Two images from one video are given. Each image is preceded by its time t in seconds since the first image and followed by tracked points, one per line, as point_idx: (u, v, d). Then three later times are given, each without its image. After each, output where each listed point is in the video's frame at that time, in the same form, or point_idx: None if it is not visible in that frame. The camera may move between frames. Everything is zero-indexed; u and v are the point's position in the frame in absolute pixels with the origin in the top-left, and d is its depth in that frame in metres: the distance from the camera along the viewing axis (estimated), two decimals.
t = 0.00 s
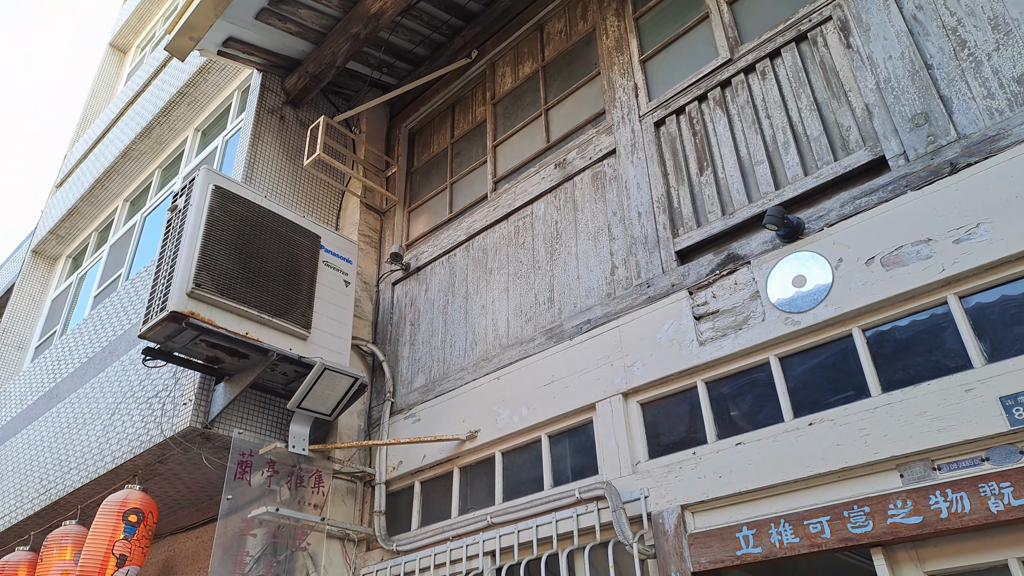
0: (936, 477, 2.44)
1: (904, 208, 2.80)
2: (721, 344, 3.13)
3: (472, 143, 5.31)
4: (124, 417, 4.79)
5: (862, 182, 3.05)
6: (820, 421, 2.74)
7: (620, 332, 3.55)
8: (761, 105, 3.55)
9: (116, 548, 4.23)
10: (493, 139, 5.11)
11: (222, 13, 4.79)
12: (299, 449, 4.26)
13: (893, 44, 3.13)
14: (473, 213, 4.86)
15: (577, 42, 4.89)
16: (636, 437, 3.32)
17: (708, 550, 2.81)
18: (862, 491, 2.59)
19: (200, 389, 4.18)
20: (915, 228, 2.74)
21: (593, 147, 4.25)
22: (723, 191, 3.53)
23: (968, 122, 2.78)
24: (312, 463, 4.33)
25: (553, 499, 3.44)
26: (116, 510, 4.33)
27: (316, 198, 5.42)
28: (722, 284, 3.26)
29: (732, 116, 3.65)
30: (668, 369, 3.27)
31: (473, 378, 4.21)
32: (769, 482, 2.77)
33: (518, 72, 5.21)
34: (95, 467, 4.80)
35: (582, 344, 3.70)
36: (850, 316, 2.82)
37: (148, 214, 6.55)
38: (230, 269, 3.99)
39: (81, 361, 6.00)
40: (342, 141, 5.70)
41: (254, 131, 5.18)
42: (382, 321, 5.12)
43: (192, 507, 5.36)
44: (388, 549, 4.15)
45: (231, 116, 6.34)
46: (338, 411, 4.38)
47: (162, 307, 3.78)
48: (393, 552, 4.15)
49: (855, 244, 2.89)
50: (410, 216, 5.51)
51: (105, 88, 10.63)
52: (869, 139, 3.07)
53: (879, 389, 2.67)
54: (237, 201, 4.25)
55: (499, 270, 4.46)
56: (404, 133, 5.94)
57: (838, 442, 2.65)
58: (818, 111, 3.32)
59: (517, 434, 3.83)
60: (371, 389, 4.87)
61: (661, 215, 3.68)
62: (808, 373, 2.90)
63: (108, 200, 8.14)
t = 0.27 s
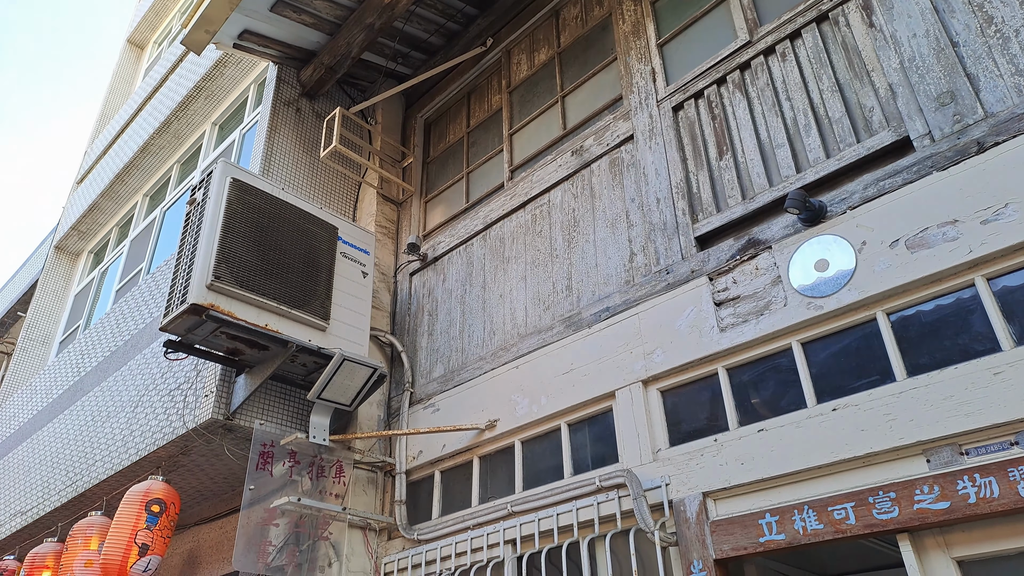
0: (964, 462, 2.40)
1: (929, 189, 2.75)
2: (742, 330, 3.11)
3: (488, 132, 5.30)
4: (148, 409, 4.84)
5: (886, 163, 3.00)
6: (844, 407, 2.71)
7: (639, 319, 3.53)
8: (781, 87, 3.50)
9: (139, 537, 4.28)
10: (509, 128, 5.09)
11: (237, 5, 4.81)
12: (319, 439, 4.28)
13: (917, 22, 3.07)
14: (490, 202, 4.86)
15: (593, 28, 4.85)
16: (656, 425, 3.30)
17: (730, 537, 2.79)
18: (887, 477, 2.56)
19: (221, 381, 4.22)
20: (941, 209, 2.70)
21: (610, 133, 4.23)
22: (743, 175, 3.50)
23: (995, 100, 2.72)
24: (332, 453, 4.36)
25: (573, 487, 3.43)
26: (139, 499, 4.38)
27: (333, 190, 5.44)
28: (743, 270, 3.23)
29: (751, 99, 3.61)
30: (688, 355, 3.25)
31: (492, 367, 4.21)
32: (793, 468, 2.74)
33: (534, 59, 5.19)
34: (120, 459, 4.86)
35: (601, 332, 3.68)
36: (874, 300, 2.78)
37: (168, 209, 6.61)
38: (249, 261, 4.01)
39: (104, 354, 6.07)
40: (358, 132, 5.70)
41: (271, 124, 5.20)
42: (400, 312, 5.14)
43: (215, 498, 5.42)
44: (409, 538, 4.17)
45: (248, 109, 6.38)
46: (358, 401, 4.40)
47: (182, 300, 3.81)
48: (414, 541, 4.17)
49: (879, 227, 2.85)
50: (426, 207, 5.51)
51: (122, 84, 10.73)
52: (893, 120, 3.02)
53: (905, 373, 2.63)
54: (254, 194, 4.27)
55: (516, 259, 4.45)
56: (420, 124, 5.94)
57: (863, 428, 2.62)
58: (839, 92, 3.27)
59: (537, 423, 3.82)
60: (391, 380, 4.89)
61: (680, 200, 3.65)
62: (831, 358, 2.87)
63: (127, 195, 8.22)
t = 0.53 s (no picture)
0: (989, 445, 2.36)
1: (950, 168, 2.70)
2: (760, 315, 3.07)
3: (499, 121, 5.28)
4: (167, 404, 4.89)
5: (905, 143, 2.95)
6: (866, 391, 2.67)
7: (655, 306, 3.50)
8: (797, 68, 3.45)
9: (164, 532, 4.33)
10: (521, 116, 5.07)
11: None
12: (336, 431, 4.30)
13: None
14: (503, 191, 4.84)
15: (604, 13, 4.81)
16: (674, 412, 3.28)
17: (751, 524, 2.77)
18: (911, 461, 2.52)
19: (238, 375, 4.25)
20: (962, 188, 2.65)
21: (623, 119, 4.19)
22: (759, 158, 3.46)
23: (1018, 75, 2.66)
24: (350, 445, 4.38)
25: (591, 476, 3.42)
26: (162, 495, 4.42)
27: (345, 183, 5.45)
28: (760, 254, 3.20)
29: (766, 81, 3.56)
30: (705, 342, 3.22)
31: (507, 357, 4.20)
32: (814, 454, 2.71)
33: (545, 47, 5.16)
34: (141, 454, 4.91)
35: (616, 320, 3.66)
36: (895, 282, 2.74)
37: (182, 205, 6.65)
38: (263, 255, 4.03)
39: (123, 351, 6.13)
40: (370, 124, 5.70)
41: (282, 118, 5.21)
42: (415, 304, 5.14)
43: (235, 492, 5.47)
44: (428, 529, 4.19)
45: (259, 104, 6.39)
46: (375, 393, 4.41)
47: (198, 295, 3.83)
48: (432, 532, 4.18)
49: (899, 208, 2.80)
50: (439, 198, 5.51)
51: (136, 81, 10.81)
52: (912, 99, 2.97)
53: (927, 356, 2.59)
54: (267, 188, 4.28)
55: (530, 248, 4.44)
56: (431, 114, 5.93)
57: (885, 412, 2.59)
58: (857, 71, 3.22)
59: (554, 412, 3.81)
60: (406, 372, 4.90)
61: (695, 185, 3.61)
62: (851, 342, 2.83)
63: (142, 192, 8.29)
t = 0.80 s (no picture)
0: (1017, 428, 2.32)
1: (974, 146, 2.65)
2: (780, 300, 3.04)
3: (513, 111, 5.27)
4: (189, 399, 4.94)
5: (927, 122, 2.89)
6: (889, 375, 2.64)
7: (672, 293, 3.48)
8: (814, 48, 3.40)
9: (195, 527, 4.39)
10: (534, 105, 5.05)
11: None
12: (356, 424, 4.33)
13: None
14: (517, 181, 4.83)
15: None
16: (694, 399, 3.26)
17: (774, 511, 2.74)
18: (937, 445, 2.48)
19: (259, 369, 4.28)
20: (987, 167, 2.60)
21: (638, 105, 4.16)
22: (777, 141, 3.41)
23: None
24: (370, 437, 4.40)
25: (611, 465, 3.42)
26: (190, 490, 4.48)
27: (360, 176, 5.46)
28: (779, 239, 3.16)
29: (783, 62, 3.51)
30: (725, 328, 3.20)
31: (525, 347, 4.20)
32: (837, 440, 2.68)
33: (557, 35, 5.13)
34: (165, 449, 4.97)
35: (634, 307, 3.64)
36: (918, 263, 2.70)
37: (200, 203, 6.70)
38: (279, 249, 4.05)
39: (145, 347, 6.21)
40: (383, 117, 5.70)
41: (296, 113, 5.23)
42: (431, 296, 5.15)
43: (258, 485, 5.53)
44: (449, 519, 4.21)
45: (273, 100, 6.42)
46: (393, 385, 4.44)
47: (217, 290, 3.86)
48: (454, 522, 4.20)
49: (921, 188, 2.75)
50: (453, 190, 5.51)
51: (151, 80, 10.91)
52: (934, 77, 2.91)
53: (952, 339, 2.55)
54: (282, 182, 4.30)
55: (546, 237, 4.42)
56: (444, 105, 5.93)
57: (909, 395, 2.55)
58: (876, 50, 3.16)
59: (572, 402, 3.81)
60: (424, 363, 4.92)
61: (712, 170, 3.57)
62: (874, 326, 2.79)
63: (160, 190, 8.37)
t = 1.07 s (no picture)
0: None
1: (1002, 121, 2.59)
2: (804, 284, 2.99)
3: (529, 101, 5.25)
4: (215, 396, 5.01)
5: (952, 98, 2.82)
6: (918, 357, 2.59)
7: (694, 280, 3.44)
8: (834, 26, 3.34)
9: (219, 522, 4.46)
10: (550, 94, 5.03)
11: None
12: (379, 417, 4.35)
13: None
14: (535, 171, 4.81)
15: None
16: (718, 387, 3.22)
17: (802, 498, 2.71)
18: (969, 428, 2.43)
19: (282, 365, 4.32)
20: (1016, 142, 2.53)
21: (655, 90, 4.12)
22: (797, 122, 3.36)
23: None
24: (393, 431, 4.43)
25: (635, 454, 3.40)
26: (214, 486, 4.56)
27: (377, 171, 5.48)
28: (801, 222, 3.11)
29: (802, 42, 3.45)
30: (747, 314, 3.16)
31: (546, 338, 4.19)
32: (865, 424, 2.64)
33: (572, 22, 5.11)
34: (193, 445, 5.05)
35: (655, 295, 3.61)
36: (946, 243, 2.64)
37: (221, 202, 6.78)
38: (299, 245, 4.08)
39: (172, 346, 6.31)
40: (399, 111, 5.71)
41: (313, 109, 5.26)
42: (451, 289, 5.16)
43: (285, 479, 5.59)
44: (474, 511, 4.23)
45: (290, 98, 6.46)
46: (415, 378, 4.45)
47: (239, 287, 3.90)
48: (479, 514, 4.22)
49: (947, 165, 2.69)
50: (471, 182, 5.51)
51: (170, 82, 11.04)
52: (958, 51, 2.84)
53: (982, 319, 2.49)
54: (300, 179, 4.32)
55: (564, 227, 4.40)
56: (459, 97, 5.93)
57: (939, 378, 2.50)
58: (898, 26, 3.09)
59: (594, 391, 3.79)
60: (446, 356, 4.93)
61: (731, 154, 3.53)
62: (901, 308, 2.74)
63: (182, 191, 8.49)
